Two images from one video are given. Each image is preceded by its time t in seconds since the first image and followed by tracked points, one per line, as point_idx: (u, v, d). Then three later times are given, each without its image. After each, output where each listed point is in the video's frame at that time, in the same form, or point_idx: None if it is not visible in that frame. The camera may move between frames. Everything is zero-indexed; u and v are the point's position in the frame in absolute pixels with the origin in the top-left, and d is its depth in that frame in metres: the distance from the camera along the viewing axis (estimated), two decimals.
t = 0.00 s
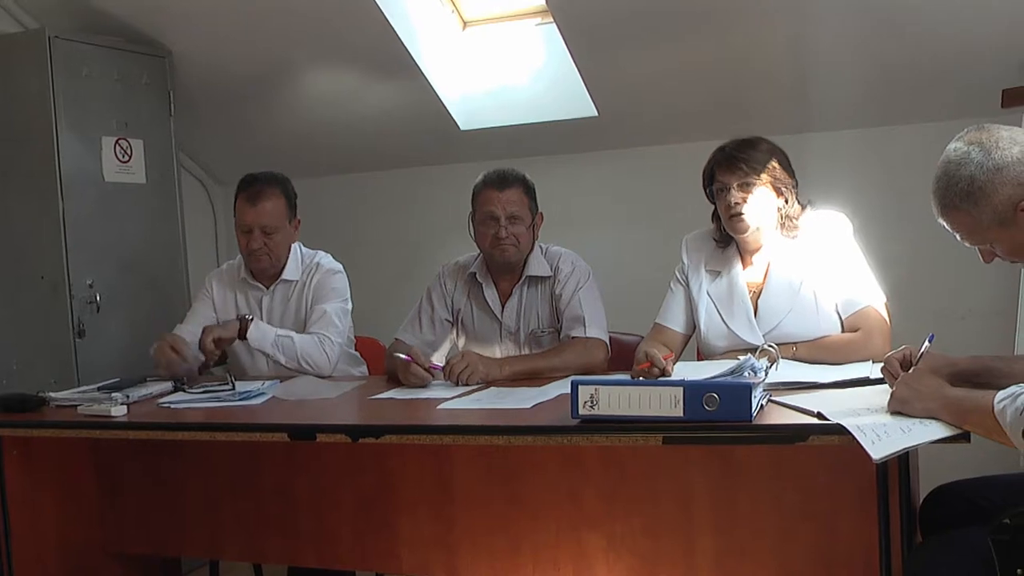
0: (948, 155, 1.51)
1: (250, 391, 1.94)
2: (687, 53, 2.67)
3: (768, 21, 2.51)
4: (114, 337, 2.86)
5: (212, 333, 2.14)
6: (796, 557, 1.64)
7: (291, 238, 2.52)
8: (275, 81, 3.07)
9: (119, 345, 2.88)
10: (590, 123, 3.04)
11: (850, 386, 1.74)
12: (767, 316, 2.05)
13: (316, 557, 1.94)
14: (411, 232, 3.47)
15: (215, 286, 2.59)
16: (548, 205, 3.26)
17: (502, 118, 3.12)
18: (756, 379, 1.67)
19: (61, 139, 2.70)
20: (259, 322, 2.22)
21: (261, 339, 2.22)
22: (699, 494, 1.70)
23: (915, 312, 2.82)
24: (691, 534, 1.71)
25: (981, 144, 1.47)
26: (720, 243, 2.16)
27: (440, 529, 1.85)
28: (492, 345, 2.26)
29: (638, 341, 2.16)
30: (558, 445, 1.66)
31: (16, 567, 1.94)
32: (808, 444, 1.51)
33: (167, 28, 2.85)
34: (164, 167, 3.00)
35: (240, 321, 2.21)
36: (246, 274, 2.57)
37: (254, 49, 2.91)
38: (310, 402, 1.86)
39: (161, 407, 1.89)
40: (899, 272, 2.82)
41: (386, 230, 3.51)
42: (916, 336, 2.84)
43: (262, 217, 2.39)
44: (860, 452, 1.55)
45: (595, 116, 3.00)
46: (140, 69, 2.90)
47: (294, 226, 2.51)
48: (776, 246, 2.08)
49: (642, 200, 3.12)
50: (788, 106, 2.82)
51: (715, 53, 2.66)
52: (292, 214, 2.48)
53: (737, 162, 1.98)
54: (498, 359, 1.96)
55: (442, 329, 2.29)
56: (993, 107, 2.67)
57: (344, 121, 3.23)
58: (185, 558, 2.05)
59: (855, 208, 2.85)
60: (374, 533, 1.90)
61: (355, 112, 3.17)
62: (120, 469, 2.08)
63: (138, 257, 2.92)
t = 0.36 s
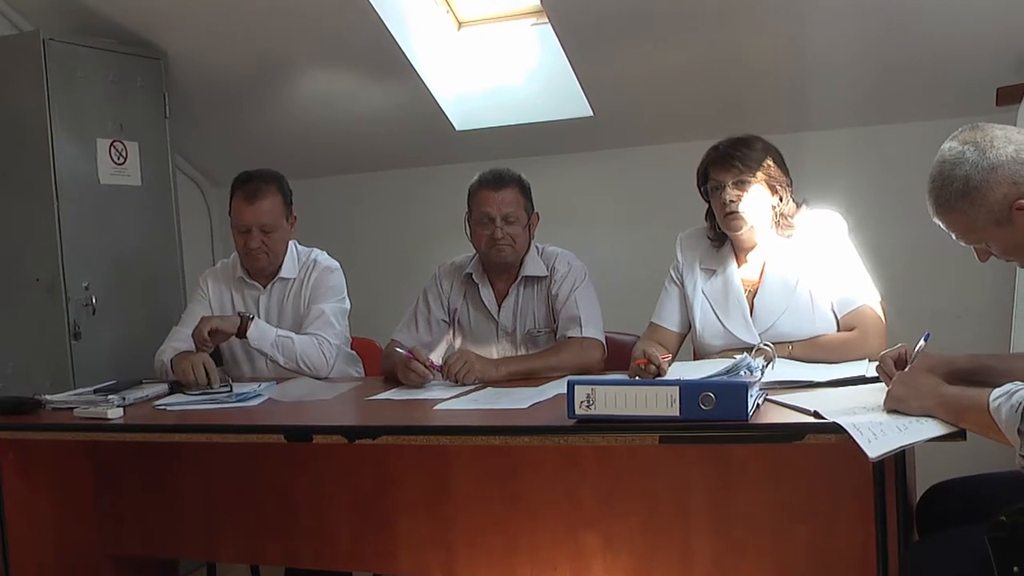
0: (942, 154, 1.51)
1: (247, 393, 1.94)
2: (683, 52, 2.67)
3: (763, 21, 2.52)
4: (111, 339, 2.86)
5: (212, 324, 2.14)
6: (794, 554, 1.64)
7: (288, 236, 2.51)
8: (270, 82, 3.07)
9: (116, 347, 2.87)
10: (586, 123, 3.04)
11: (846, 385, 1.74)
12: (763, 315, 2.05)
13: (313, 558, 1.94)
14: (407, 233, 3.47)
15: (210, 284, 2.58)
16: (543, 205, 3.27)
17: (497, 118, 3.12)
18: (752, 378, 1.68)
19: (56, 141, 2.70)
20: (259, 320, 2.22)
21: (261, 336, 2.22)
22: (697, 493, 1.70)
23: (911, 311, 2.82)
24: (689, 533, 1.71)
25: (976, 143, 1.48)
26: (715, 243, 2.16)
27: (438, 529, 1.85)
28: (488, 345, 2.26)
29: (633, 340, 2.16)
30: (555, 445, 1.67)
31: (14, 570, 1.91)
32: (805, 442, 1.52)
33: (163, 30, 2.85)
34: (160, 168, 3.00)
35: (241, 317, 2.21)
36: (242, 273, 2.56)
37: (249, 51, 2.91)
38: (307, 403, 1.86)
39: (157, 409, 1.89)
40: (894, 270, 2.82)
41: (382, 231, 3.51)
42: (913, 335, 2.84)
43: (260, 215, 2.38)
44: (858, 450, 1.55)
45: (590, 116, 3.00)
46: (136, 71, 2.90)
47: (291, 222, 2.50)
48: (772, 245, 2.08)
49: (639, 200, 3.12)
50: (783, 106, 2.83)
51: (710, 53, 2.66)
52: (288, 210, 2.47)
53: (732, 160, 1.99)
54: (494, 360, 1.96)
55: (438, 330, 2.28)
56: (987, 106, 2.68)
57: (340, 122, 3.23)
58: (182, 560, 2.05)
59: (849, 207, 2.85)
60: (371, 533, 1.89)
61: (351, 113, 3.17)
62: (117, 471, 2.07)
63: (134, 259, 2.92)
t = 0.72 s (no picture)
0: (935, 156, 1.52)
1: (241, 396, 1.94)
2: (675, 54, 2.68)
3: (755, 22, 2.52)
4: (105, 343, 2.85)
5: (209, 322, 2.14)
6: (789, 554, 1.64)
7: (292, 245, 2.51)
8: (263, 85, 3.06)
9: (110, 352, 2.87)
10: (580, 125, 3.04)
11: (840, 387, 1.75)
12: (756, 316, 2.05)
13: (309, 561, 1.93)
14: (402, 235, 3.46)
15: (209, 288, 2.58)
16: (537, 207, 3.27)
17: (490, 120, 3.12)
18: (745, 380, 1.68)
19: (48, 144, 2.70)
20: (253, 322, 2.22)
21: (255, 338, 2.22)
22: (692, 495, 1.70)
23: (905, 311, 2.83)
24: (685, 533, 1.71)
25: (967, 145, 1.48)
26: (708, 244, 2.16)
27: (434, 531, 1.85)
28: (482, 348, 2.26)
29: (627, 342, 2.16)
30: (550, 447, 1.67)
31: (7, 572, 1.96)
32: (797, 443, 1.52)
33: (155, 33, 2.85)
34: (152, 172, 2.99)
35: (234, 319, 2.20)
36: (242, 276, 2.55)
37: (242, 53, 2.91)
38: (301, 406, 1.86)
39: (151, 413, 1.88)
40: (888, 271, 2.83)
41: (376, 234, 3.51)
42: (907, 335, 2.85)
43: (269, 224, 2.38)
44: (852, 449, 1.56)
45: (584, 119, 3.00)
46: (128, 74, 2.90)
47: (297, 230, 2.50)
48: (765, 246, 2.08)
49: (633, 201, 3.12)
50: (776, 107, 2.83)
51: (703, 54, 2.66)
52: (296, 219, 2.47)
53: (725, 161, 1.99)
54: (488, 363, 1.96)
55: (433, 333, 2.28)
56: (978, 107, 2.68)
57: (333, 124, 3.23)
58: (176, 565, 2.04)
59: (843, 208, 2.86)
60: (366, 536, 1.89)
61: (345, 115, 3.17)
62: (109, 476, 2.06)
63: (127, 264, 2.91)
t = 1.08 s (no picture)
0: (917, 157, 1.52)
1: (224, 397, 1.93)
2: (660, 56, 2.68)
3: (737, 23, 2.53)
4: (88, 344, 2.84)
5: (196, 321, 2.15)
6: (773, 554, 1.65)
7: (279, 246, 2.50)
8: (247, 86, 3.05)
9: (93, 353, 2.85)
10: (564, 126, 3.04)
11: (822, 387, 1.75)
12: (739, 316, 2.06)
13: (293, 562, 1.93)
14: (388, 236, 3.45)
15: (194, 287, 2.57)
16: (523, 208, 3.27)
17: (474, 122, 3.12)
18: (729, 380, 1.68)
19: (30, 145, 2.68)
20: (237, 322, 2.22)
21: (239, 338, 2.22)
22: (676, 496, 1.70)
23: (888, 312, 2.84)
24: (669, 534, 1.71)
25: (950, 146, 1.49)
26: (690, 242, 2.16)
27: (417, 533, 1.84)
28: (466, 349, 2.26)
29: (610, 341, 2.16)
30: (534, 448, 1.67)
31: None
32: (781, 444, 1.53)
33: (138, 33, 2.84)
34: (136, 174, 2.98)
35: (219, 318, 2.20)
36: (227, 277, 2.54)
37: (225, 54, 2.90)
38: (284, 408, 1.85)
39: (133, 414, 1.87)
40: (871, 271, 2.84)
41: (363, 235, 3.50)
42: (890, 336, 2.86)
43: (257, 224, 2.38)
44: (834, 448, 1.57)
45: (568, 119, 3.00)
46: (111, 75, 2.89)
47: (284, 232, 2.49)
48: (748, 244, 2.09)
49: (619, 202, 3.12)
50: (760, 108, 2.84)
51: (686, 55, 2.67)
52: (283, 220, 2.46)
53: (709, 159, 1.99)
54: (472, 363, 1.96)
55: (416, 334, 2.28)
56: (960, 108, 2.69)
57: (318, 125, 3.22)
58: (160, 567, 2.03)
59: (826, 209, 2.87)
60: (350, 538, 1.89)
61: (330, 116, 3.16)
62: (91, 477, 2.05)
63: (109, 265, 2.90)
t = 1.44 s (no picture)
0: (899, 157, 1.52)
1: (205, 398, 1.91)
2: (642, 57, 2.69)
3: (719, 24, 2.53)
4: (69, 344, 2.83)
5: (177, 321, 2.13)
6: (754, 554, 1.66)
7: (260, 244, 2.49)
8: (230, 85, 3.04)
9: (74, 352, 2.84)
10: (547, 126, 3.04)
11: (803, 386, 1.76)
12: (721, 314, 2.06)
13: (274, 562, 1.92)
14: (372, 236, 3.45)
15: (174, 289, 2.57)
16: (507, 207, 3.26)
17: (456, 121, 3.11)
18: (711, 380, 1.68)
19: (10, 143, 2.67)
20: (218, 322, 2.21)
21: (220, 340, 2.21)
22: (658, 496, 1.71)
23: (870, 312, 2.85)
24: (650, 534, 1.72)
25: (932, 145, 1.49)
26: (673, 241, 2.17)
27: (399, 534, 1.84)
28: (448, 347, 2.25)
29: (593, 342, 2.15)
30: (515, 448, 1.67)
31: None
32: (763, 444, 1.53)
33: (119, 31, 2.82)
34: (116, 174, 2.97)
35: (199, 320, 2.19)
36: (208, 277, 2.54)
37: (207, 52, 2.89)
38: (264, 408, 1.84)
39: (113, 415, 1.87)
40: (853, 271, 2.85)
41: (347, 235, 3.49)
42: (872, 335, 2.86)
43: (237, 223, 2.37)
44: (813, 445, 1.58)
45: (550, 119, 3.00)
46: (91, 73, 2.87)
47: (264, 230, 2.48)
48: (732, 242, 2.08)
49: (604, 201, 3.12)
50: (742, 108, 2.84)
51: (669, 56, 2.67)
52: (263, 219, 2.46)
53: (693, 157, 2.00)
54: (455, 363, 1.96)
55: (399, 334, 2.27)
56: (941, 109, 2.70)
57: (301, 124, 3.21)
58: (141, 567, 2.02)
59: (808, 209, 2.88)
60: (332, 538, 1.88)
61: (313, 115, 3.16)
62: (71, 478, 2.04)
63: (90, 264, 2.88)
